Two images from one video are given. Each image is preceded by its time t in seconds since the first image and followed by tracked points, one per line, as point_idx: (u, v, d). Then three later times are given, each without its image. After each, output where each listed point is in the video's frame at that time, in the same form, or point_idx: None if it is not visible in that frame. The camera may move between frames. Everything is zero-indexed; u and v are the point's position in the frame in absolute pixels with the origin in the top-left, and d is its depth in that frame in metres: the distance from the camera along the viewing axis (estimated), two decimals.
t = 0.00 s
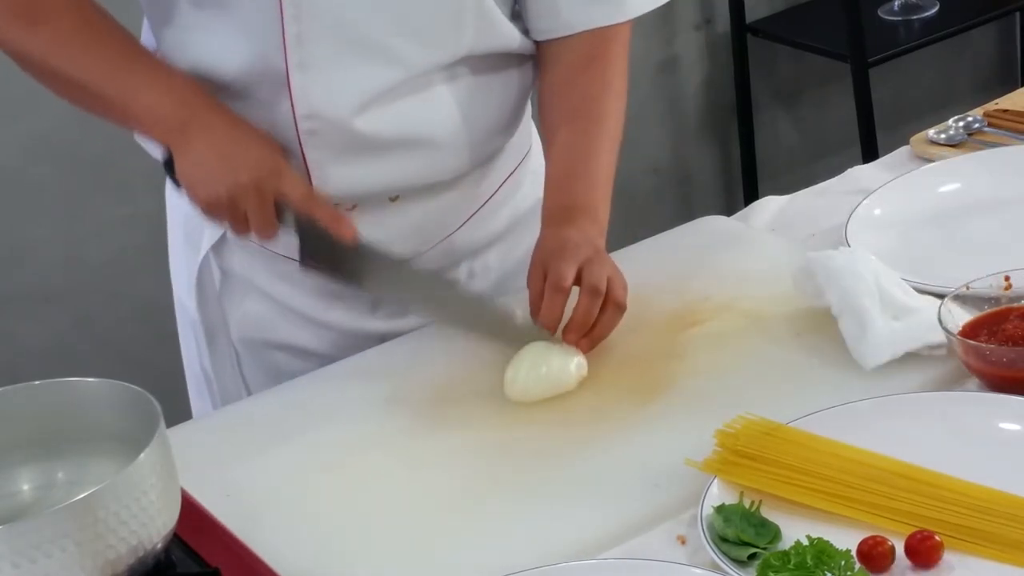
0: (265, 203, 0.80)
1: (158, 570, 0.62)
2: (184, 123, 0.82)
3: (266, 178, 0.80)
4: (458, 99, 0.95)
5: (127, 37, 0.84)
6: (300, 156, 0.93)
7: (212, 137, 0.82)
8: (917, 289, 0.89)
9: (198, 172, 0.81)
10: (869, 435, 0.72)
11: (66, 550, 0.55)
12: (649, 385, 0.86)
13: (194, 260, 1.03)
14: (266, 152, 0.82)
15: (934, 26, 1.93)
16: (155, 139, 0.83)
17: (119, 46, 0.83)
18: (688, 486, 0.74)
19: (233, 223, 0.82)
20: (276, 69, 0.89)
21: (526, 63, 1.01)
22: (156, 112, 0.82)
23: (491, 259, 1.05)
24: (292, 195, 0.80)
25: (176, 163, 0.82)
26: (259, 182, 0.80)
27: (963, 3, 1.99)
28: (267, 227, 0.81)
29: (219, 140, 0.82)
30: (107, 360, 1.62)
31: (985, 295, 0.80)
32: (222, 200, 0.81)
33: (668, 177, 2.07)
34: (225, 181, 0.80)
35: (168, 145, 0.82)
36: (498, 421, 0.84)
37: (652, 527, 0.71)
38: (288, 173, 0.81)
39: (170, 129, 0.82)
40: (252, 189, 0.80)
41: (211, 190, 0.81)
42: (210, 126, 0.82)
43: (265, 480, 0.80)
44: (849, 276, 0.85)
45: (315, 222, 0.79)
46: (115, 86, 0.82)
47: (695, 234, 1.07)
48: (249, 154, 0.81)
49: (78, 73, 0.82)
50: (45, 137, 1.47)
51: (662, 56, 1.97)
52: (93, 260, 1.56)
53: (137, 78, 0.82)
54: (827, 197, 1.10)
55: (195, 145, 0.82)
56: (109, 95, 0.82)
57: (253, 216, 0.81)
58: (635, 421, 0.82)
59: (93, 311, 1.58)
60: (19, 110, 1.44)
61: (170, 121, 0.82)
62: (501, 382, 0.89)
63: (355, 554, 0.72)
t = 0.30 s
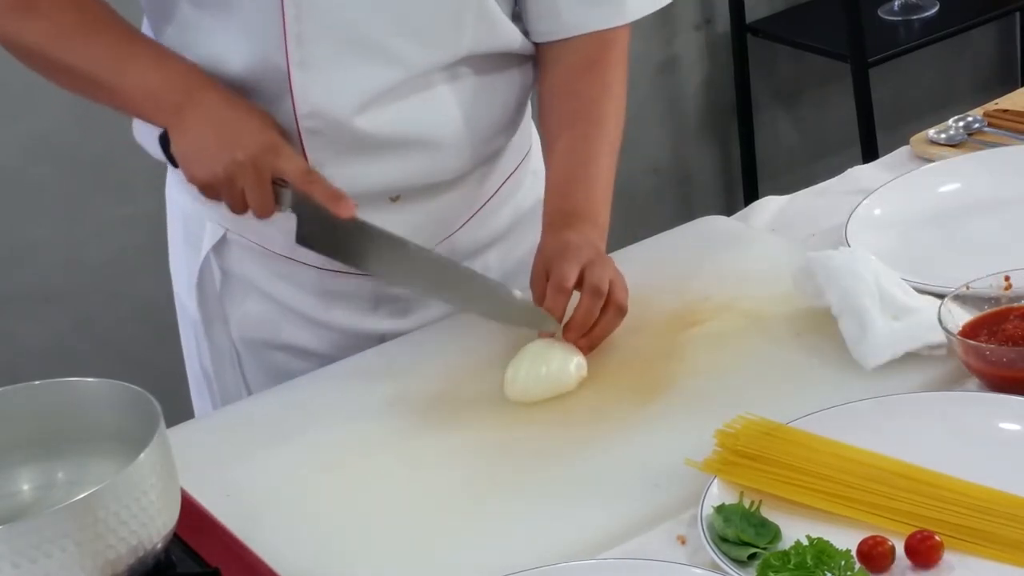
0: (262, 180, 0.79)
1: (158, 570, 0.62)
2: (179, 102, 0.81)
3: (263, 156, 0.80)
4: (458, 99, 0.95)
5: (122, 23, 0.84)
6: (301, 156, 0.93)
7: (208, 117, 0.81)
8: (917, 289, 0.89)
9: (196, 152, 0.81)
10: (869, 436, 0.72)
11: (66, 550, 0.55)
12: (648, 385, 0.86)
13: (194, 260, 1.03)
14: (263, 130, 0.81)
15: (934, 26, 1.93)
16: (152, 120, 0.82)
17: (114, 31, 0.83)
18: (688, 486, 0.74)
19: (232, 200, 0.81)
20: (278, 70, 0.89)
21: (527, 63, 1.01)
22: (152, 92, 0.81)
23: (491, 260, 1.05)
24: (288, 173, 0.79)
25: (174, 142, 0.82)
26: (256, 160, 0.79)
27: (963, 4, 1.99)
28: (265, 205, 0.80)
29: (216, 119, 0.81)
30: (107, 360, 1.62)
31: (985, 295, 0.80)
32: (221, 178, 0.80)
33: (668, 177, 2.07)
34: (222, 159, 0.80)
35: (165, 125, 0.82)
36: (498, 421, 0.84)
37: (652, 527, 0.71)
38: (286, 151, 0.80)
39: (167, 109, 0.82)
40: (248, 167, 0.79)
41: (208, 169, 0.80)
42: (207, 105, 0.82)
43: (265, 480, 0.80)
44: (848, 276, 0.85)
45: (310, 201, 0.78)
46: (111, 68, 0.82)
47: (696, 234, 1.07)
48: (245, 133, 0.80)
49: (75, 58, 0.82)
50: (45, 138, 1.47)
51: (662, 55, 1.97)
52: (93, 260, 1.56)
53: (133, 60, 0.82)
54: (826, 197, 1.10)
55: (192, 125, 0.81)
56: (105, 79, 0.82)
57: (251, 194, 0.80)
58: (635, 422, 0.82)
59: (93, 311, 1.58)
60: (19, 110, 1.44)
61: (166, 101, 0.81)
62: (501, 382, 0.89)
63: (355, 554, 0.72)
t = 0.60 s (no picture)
0: (266, 194, 0.81)
1: (158, 570, 0.62)
2: (184, 114, 0.82)
3: (267, 169, 0.81)
4: (458, 99, 0.95)
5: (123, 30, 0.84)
6: (302, 156, 0.93)
7: (210, 128, 0.81)
8: (917, 289, 0.89)
9: (198, 164, 0.81)
10: (869, 436, 0.72)
11: (66, 550, 0.55)
12: (649, 385, 0.86)
13: (195, 260, 1.03)
14: (266, 142, 0.82)
15: (934, 26, 1.93)
16: (153, 130, 0.82)
17: (116, 38, 0.83)
18: (689, 486, 0.74)
19: (234, 212, 0.83)
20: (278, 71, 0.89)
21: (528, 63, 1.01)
22: (157, 102, 0.81)
23: (491, 260, 1.05)
24: (293, 187, 0.80)
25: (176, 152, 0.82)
26: (260, 173, 0.80)
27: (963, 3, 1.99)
28: (268, 218, 0.81)
29: (220, 130, 0.81)
30: (107, 360, 1.62)
31: (986, 295, 0.80)
32: (224, 191, 0.81)
33: (668, 177, 2.07)
34: (226, 172, 0.80)
35: (167, 136, 0.82)
36: (498, 421, 0.84)
37: (653, 527, 0.71)
38: (290, 164, 0.81)
39: (171, 118, 0.82)
40: (252, 181, 0.80)
41: (211, 181, 0.81)
42: (209, 115, 0.82)
43: (266, 480, 0.80)
44: (849, 276, 0.85)
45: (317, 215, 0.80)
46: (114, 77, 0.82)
47: (696, 234, 1.07)
48: (251, 147, 0.81)
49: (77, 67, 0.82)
50: (45, 138, 1.47)
51: (662, 56, 1.97)
52: (93, 260, 1.56)
53: (136, 70, 0.82)
54: (827, 197, 1.10)
55: (195, 135, 0.81)
56: (108, 89, 0.82)
57: (254, 206, 0.81)
58: (636, 422, 0.82)
59: (93, 311, 1.58)
60: (19, 110, 1.44)
61: (171, 111, 0.82)
62: (502, 382, 0.89)
63: (355, 554, 0.72)
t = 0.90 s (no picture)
0: (267, 212, 0.80)
1: (158, 570, 0.62)
2: (186, 129, 0.81)
3: (270, 189, 0.80)
4: (459, 97, 0.95)
5: (132, 43, 0.81)
6: (303, 157, 0.93)
7: (214, 146, 0.80)
8: (917, 289, 0.89)
9: (201, 180, 0.81)
10: (869, 435, 0.72)
11: (66, 551, 0.55)
12: (649, 385, 0.86)
13: (195, 260, 1.02)
14: (269, 162, 0.81)
15: (934, 26, 1.92)
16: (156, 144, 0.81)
17: (126, 51, 0.81)
18: (688, 486, 0.74)
19: (235, 228, 0.82)
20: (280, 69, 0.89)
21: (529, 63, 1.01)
22: (159, 118, 0.80)
23: (492, 261, 1.05)
24: (295, 208, 0.79)
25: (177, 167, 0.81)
26: (262, 193, 0.80)
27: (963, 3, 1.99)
28: (269, 236, 0.81)
29: (222, 147, 0.80)
30: (107, 360, 1.62)
31: (986, 295, 0.80)
32: (225, 207, 0.80)
33: (668, 177, 2.07)
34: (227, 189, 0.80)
35: (169, 149, 0.81)
36: (498, 422, 0.84)
37: (652, 527, 0.71)
38: (293, 185, 0.80)
39: (173, 133, 0.80)
40: (255, 199, 0.79)
41: (214, 197, 0.80)
42: (214, 133, 0.81)
43: (266, 480, 0.80)
44: (849, 277, 0.85)
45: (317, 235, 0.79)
46: (120, 90, 0.80)
47: (696, 234, 1.07)
48: (253, 165, 0.80)
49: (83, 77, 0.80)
50: (45, 137, 1.47)
51: (662, 55, 1.97)
52: (93, 260, 1.56)
53: (143, 83, 0.80)
54: (827, 197, 1.10)
55: (198, 151, 0.80)
56: (114, 100, 0.80)
57: (256, 225, 0.80)
58: (635, 422, 0.82)
59: (93, 311, 1.58)
60: (19, 110, 1.44)
61: (173, 126, 0.80)
62: (502, 382, 0.88)
63: (355, 554, 0.72)
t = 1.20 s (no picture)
0: (270, 196, 0.79)
1: (158, 570, 0.62)
2: (188, 116, 0.81)
3: (273, 172, 0.80)
4: (459, 97, 0.95)
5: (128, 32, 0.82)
6: (306, 158, 0.93)
7: (216, 133, 0.80)
8: (917, 289, 0.89)
9: (205, 169, 0.80)
10: (869, 435, 0.72)
11: (66, 551, 0.55)
12: (649, 385, 0.86)
13: (197, 260, 1.03)
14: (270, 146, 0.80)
15: (934, 26, 1.92)
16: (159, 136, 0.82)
17: (123, 39, 0.81)
18: (689, 486, 0.74)
19: (238, 215, 0.81)
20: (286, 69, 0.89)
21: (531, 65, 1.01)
22: (161, 105, 0.80)
23: (494, 261, 1.05)
24: (299, 191, 0.79)
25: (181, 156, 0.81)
26: (264, 176, 0.79)
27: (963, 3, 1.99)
28: (274, 223, 0.80)
29: (224, 133, 0.80)
30: (107, 360, 1.62)
31: (986, 295, 0.80)
32: (229, 193, 0.80)
33: (668, 177, 2.07)
34: (230, 174, 0.79)
35: (171, 137, 0.81)
36: (498, 421, 0.84)
37: (653, 527, 0.71)
38: (296, 168, 0.80)
39: (176, 121, 0.81)
40: (256, 183, 0.79)
41: (216, 184, 0.80)
42: (216, 121, 0.81)
43: (266, 480, 0.80)
44: (849, 277, 0.85)
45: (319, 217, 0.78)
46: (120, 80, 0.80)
47: (696, 234, 1.07)
48: (255, 150, 0.80)
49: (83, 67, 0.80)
50: (45, 137, 1.47)
51: (662, 55, 1.97)
52: (93, 260, 1.56)
53: (142, 72, 0.81)
54: (828, 197, 1.10)
55: (200, 139, 0.80)
56: (114, 91, 0.81)
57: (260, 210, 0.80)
58: (635, 422, 0.82)
59: (93, 311, 1.58)
60: (20, 109, 1.44)
61: (175, 113, 0.80)
62: (503, 382, 0.88)
63: (354, 554, 0.72)
